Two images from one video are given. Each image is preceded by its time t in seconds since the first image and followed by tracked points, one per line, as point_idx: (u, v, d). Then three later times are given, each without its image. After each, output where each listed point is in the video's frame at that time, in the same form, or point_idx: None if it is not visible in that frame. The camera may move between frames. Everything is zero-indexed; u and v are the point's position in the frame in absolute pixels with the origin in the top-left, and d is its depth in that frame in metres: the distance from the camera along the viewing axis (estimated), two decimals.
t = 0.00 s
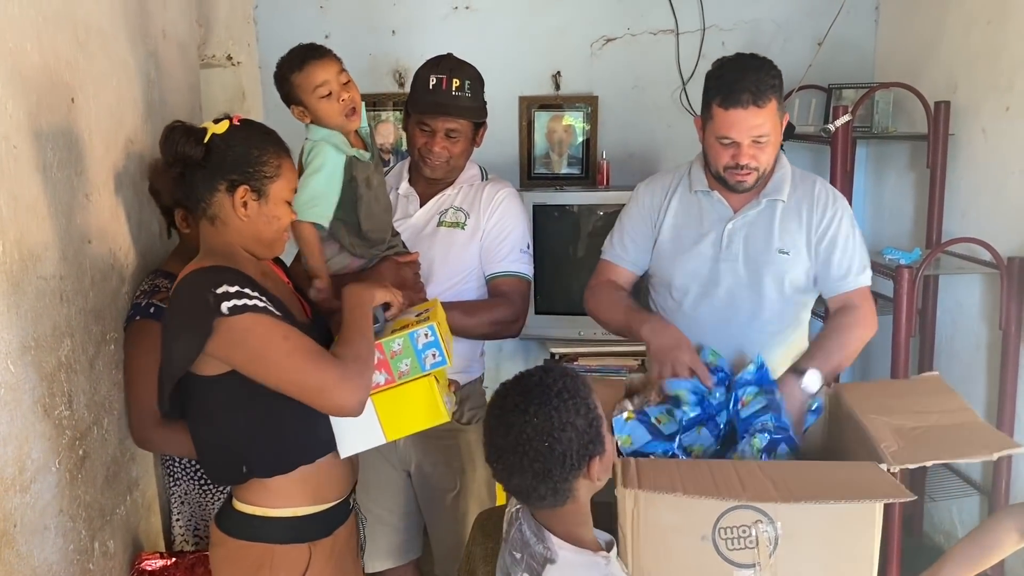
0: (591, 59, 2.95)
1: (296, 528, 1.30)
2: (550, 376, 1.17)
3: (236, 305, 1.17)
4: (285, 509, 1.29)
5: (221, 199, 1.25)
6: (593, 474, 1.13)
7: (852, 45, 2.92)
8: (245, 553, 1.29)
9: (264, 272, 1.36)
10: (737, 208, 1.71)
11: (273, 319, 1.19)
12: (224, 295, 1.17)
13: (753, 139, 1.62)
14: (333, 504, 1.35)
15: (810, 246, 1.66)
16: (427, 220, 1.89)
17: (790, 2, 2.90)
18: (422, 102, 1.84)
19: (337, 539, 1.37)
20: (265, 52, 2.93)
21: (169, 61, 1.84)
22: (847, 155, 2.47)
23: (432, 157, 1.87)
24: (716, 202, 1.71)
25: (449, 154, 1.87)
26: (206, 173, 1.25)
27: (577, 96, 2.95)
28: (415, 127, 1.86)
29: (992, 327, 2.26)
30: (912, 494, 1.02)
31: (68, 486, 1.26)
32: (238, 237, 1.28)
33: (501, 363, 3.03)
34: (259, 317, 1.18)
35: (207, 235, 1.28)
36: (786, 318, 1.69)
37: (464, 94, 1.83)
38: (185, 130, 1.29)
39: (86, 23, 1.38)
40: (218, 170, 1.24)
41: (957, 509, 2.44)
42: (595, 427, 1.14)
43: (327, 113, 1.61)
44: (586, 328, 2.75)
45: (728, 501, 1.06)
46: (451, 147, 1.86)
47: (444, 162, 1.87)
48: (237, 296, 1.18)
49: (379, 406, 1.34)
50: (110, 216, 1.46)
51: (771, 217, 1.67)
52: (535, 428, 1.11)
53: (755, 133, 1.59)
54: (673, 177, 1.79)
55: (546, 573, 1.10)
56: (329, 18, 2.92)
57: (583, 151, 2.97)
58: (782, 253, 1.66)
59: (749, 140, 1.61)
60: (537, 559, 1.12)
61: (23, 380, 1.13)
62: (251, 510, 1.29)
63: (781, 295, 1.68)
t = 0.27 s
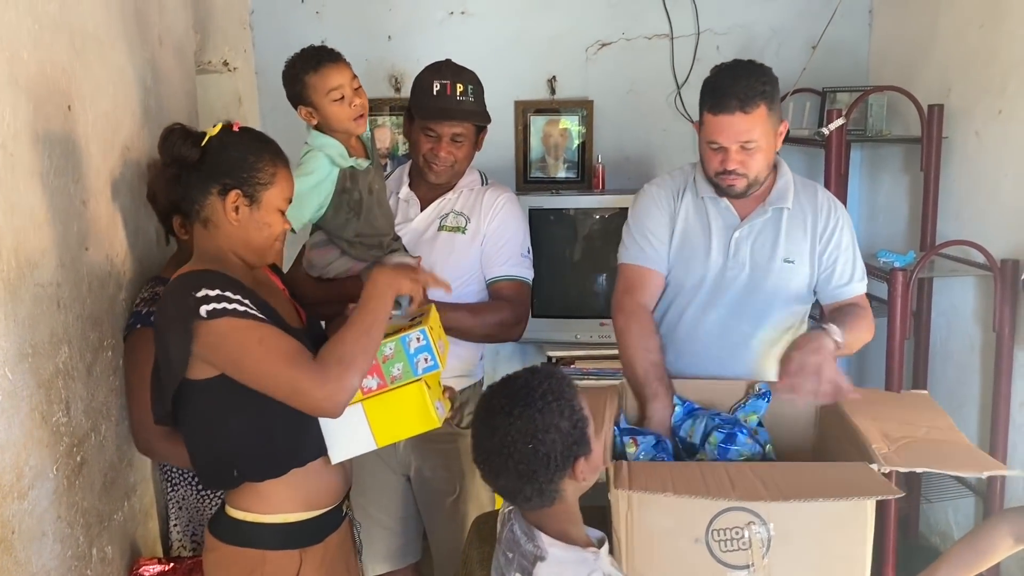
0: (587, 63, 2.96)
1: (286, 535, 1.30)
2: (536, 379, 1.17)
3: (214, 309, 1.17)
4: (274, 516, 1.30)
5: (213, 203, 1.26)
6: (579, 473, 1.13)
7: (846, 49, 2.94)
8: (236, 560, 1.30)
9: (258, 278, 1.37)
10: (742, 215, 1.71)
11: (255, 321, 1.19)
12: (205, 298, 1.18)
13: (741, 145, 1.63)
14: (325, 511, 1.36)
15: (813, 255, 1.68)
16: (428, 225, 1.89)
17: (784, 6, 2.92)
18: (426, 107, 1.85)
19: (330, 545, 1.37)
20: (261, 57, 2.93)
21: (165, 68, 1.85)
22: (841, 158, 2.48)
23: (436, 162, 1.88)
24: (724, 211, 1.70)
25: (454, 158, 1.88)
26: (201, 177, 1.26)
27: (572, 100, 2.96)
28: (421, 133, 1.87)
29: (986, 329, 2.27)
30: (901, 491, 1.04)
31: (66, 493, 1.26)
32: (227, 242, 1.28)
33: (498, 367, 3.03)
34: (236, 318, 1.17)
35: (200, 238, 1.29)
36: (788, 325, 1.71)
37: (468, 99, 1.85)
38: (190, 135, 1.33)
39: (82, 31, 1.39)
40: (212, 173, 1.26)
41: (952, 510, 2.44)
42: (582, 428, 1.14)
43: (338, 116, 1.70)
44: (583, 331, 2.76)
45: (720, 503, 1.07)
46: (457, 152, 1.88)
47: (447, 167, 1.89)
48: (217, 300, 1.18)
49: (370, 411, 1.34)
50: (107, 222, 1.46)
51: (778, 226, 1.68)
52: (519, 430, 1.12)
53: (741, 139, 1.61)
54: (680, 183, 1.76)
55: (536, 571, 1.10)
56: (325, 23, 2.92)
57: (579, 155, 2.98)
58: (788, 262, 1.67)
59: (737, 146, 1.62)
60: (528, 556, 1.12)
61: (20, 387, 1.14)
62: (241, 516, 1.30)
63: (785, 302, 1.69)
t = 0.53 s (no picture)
0: (581, 65, 2.96)
1: (276, 539, 1.32)
2: (514, 392, 1.17)
3: (204, 314, 1.17)
4: (264, 520, 1.32)
5: (204, 203, 1.26)
6: (551, 487, 1.14)
7: (839, 50, 2.95)
8: (226, 564, 1.32)
9: (246, 283, 1.37)
10: (731, 217, 1.72)
11: (245, 328, 1.19)
12: (196, 302, 1.18)
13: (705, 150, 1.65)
14: (314, 514, 1.38)
15: (804, 259, 1.67)
16: (428, 226, 1.89)
17: (778, 7, 2.93)
18: (439, 113, 1.84)
19: (321, 546, 1.39)
20: (256, 60, 2.93)
21: (159, 70, 1.84)
22: (836, 158, 2.48)
23: (450, 167, 1.89)
24: (713, 212, 1.72)
25: (466, 161, 1.90)
26: (194, 175, 1.27)
27: (567, 102, 2.97)
28: (435, 138, 1.85)
29: (980, 328, 2.29)
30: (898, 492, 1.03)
31: (61, 497, 1.26)
32: (218, 243, 1.28)
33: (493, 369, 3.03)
34: (227, 324, 1.18)
35: (190, 237, 1.29)
36: (780, 327, 1.71)
37: (478, 100, 1.88)
38: (184, 133, 1.33)
39: (75, 35, 1.38)
40: (205, 173, 1.26)
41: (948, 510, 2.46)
42: (554, 441, 1.14)
43: (347, 116, 1.75)
44: (578, 333, 2.76)
45: (714, 506, 1.07)
46: (468, 155, 1.90)
47: (460, 169, 1.90)
48: (208, 305, 1.18)
49: (361, 418, 1.34)
50: (101, 226, 1.46)
51: (766, 229, 1.68)
52: (490, 441, 1.14)
53: (702, 143, 1.62)
54: (673, 184, 1.81)
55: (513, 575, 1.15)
56: (319, 26, 2.92)
57: (573, 157, 2.99)
58: (775, 266, 1.67)
59: (698, 151, 1.64)
60: (506, 561, 1.17)
61: (14, 392, 1.14)
62: (232, 520, 1.32)
63: (775, 305, 1.69)
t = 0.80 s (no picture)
0: (575, 67, 2.97)
1: (270, 542, 1.33)
2: (514, 408, 1.15)
3: (194, 322, 1.17)
4: (258, 523, 1.32)
5: (203, 203, 1.26)
6: (568, 498, 1.13)
7: (832, 52, 2.96)
8: (220, 567, 1.32)
9: (241, 288, 1.36)
10: (714, 216, 1.79)
11: (236, 338, 1.18)
12: (187, 310, 1.18)
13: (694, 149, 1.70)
14: (308, 517, 1.38)
15: (783, 254, 1.71)
16: (426, 225, 1.90)
17: (771, 9, 2.94)
18: (437, 112, 1.85)
19: (315, 549, 1.40)
20: (250, 64, 2.93)
21: (153, 75, 1.84)
22: (830, 159, 2.49)
23: (449, 165, 1.89)
24: (696, 212, 1.80)
25: (465, 160, 1.91)
26: (194, 176, 1.27)
27: (562, 105, 2.97)
28: (434, 137, 1.86)
29: (974, 327, 2.30)
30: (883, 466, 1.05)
31: (56, 502, 1.26)
32: (215, 243, 1.28)
33: (489, 371, 3.03)
34: (218, 335, 1.17)
35: (188, 239, 1.29)
36: (761, 322, 1.76)
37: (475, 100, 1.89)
38: (188, 135, 1.35)
39: (69, 40, 1.38)
40: (205, 174, 1.27)
41: (943, 510, 2.47)
42: (566, 454, 1.13)
43: (361, 118, 1.77)
44: (574, 335, 2.76)
45: (704, 496, 1.07)
46: (466, 155, 1.91)
47: (458, 169, 1.91)
48: (200, 313, 1.18)
49: (358, 418, 1.33)
50: (96, 231, 1.46)
51: (745, 226, 1.73)
52: (500, 467, 1.11)
53: (690, 142, 1.68)
54: (666, 185, 1.90)
55: None
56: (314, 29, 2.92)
57: (568, 159, 2.99)
58: (753, 261, 1.72)
59: (688, 150, 1.69)
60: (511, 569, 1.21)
61: (10, 397, 1.13)
62: (226, 524, 1.32)
63: (754, 300, 1.74)
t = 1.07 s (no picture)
0: (570, 69, 2.97)
1: (267, 543, 1.32)
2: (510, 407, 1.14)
3: (179, 322, 1.18)
4: (256, 525, 1.32)
5: (196, 207, 1.26)
6: (569, 497, 1.12)
7: (825, 53, 2.97)
8: (218, 569, 1.32)
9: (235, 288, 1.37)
10: (703, 215, 1.83)
11: (216, 336, 1.20)
12: (176, 310, 1.19)
13: (680, 149, 1.75)
14: (305, 519, 1.38)
15: (769, 248, 1.76)
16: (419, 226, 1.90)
17: (764, 10, 2.95)
18: (425, 114, 1.85)
19: (313, 551, 1.40)
20: (244, 67, 2.93)
21: (147, 78, 1.84)
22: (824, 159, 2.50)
23: (437, 167, 1.89)
24: (685, 212, 1.85)
25: (453, 161, 1.90)
26: (187, 179, 1.27)
27: (556, 106, 2.97)
28: (421, 139, 1.85)
29: (969, 326, 2.31)
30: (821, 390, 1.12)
31: (51, 507, 1.25)
32: (210, 246, 1.28)
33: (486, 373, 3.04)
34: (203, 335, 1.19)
35: (181, 242, 1.29)
36: (750, 316, 1.79)
37: (462, 101, 1.89)
38: (181, 138, 1.33)
39: (62, 43, 1.38)
40: (197, 176, 1.27)
41: (938, 508, 2.48)
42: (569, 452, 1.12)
43: (362, 121, 1.78)
44: (570, 336, 2.77)
45: (674, 436, 1.10)
46: (454, 156, 1.91)
47: (446, 170, 1.91)
48: (188, 313, 1.19)
49: (355, 422, 1.33)
50: (91, 234, 1.45)
51: (731, 221, 1.78)
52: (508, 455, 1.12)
53: (676, 142, 1.73)
54: (659, 189, 1.95)
55: None
56: (308, 32, 2.92)
57: (563, 161, 3.00)
58: (740, 256, 1.77)
59: (675, 150, 1.74)
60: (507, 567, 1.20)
61: (4, 401, 1.13)
62: (223, 525, 1.32)
63: (743, 293, 1.78)
